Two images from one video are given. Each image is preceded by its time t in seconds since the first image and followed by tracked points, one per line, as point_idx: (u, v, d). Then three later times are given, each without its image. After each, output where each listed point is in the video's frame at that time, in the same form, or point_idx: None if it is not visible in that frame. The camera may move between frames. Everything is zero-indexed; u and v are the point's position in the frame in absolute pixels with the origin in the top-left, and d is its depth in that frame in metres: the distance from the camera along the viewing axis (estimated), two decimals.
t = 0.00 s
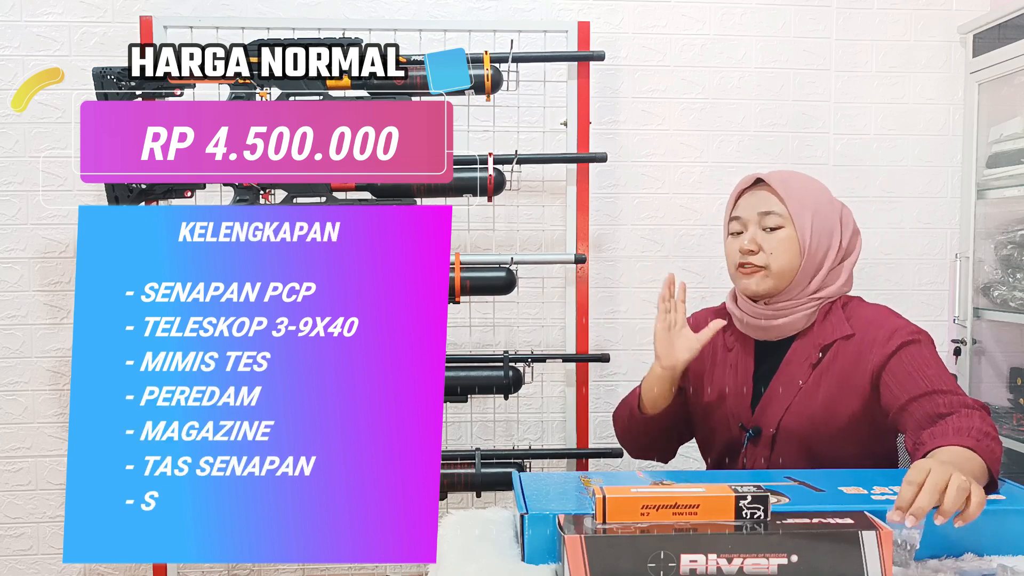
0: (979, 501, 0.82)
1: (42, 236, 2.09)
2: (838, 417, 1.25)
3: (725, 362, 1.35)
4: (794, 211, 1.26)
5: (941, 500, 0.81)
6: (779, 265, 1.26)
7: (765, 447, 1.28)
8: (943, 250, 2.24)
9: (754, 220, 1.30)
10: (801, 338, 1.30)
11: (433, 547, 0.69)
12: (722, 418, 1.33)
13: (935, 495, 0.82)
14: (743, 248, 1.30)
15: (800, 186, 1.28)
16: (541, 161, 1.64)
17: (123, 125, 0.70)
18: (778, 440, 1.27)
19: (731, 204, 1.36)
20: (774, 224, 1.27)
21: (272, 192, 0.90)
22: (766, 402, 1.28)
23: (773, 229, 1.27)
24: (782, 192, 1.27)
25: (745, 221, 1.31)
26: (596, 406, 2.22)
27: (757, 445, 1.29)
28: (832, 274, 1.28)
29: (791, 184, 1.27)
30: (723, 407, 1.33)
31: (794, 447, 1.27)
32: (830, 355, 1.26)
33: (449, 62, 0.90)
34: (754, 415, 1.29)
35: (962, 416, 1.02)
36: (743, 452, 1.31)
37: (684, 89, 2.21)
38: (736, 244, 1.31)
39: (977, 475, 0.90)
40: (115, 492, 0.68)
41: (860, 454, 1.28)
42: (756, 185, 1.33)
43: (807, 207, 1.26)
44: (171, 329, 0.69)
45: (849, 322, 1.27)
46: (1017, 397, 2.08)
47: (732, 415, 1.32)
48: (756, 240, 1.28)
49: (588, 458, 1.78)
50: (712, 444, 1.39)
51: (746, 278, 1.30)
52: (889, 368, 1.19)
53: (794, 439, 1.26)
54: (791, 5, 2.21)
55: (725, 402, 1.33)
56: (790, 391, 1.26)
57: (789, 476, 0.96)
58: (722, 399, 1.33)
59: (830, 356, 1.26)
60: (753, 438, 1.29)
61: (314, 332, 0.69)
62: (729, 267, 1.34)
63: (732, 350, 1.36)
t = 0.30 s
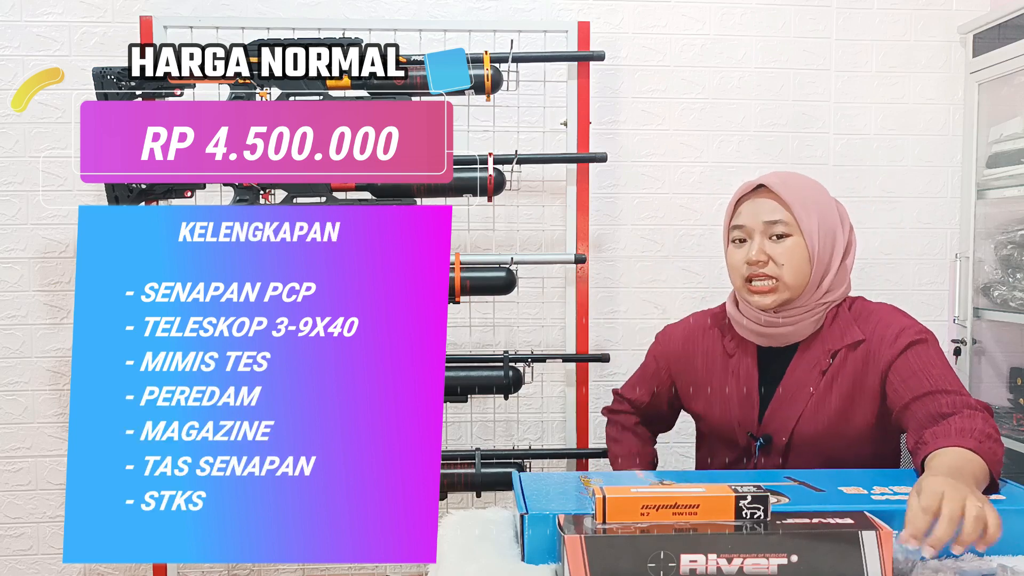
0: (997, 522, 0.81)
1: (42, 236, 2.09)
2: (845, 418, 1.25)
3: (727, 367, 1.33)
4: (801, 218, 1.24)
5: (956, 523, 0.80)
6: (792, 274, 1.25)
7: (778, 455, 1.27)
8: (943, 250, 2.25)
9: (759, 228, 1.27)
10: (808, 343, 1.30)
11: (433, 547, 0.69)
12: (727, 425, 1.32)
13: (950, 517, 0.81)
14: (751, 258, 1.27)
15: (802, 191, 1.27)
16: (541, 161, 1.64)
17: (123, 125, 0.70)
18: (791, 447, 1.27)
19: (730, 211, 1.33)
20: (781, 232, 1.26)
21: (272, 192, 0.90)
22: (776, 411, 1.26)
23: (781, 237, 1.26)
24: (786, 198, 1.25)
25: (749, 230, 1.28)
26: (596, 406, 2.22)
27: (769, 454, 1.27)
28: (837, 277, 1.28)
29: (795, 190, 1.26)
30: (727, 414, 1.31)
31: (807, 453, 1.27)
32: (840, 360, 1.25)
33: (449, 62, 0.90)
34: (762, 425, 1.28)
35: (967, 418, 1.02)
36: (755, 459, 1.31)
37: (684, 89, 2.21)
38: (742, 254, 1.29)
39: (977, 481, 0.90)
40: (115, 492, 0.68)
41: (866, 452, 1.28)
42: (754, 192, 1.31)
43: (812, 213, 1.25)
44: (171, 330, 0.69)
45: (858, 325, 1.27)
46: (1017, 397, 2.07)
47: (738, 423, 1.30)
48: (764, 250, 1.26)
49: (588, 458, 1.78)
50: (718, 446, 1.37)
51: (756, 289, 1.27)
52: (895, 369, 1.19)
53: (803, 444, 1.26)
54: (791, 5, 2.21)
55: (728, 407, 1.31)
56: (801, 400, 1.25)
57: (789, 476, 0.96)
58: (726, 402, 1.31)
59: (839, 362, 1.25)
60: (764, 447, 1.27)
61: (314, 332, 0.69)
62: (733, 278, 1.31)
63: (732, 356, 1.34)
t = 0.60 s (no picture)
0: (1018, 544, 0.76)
1: (42, 236, 2.09)
2: (846, 419, 1.25)
3: (725, 371, 1.32)
4: (798, 222, 1.22)
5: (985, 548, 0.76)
6: (791, 279, 1.23)
7: (782, 459, 1.27)
8: (943, 250, 2.25)
9: (756, 234, 1.24)
10: (808, 347, 1.29)
11: (433, 547, 0.69)
12: (726, 427, 1.30)
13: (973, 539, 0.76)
14: (749, 265, 1.24)
15: (796, 195, 1.25)
16: (541, 161, 1.64)
17: (123, 125, 0.70)
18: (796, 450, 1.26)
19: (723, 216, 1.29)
20: (778, 237, 1.23)
21: (272, 192, 0.90)
22: (780, 416, 1.26)
23: (777, 242, 1.24)
24: (782, 203, 1.23)
25: (745, 236, 1.25)
26: (596, 407, 2.22)
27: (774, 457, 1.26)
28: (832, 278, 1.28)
29: (790, 194, 1.23)
30: (728, 417, 1.30)
31: (812, 456, 1.27)
32: (841, 363, 1.25)
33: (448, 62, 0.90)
34: (766, 431, 1.27)
35: (966, 417, 1.01)
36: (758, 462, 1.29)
37: (684, 89, 2.21)
38: (739, 260, 1.25)
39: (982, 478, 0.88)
40: (115, 492, 0.68)
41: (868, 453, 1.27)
42: (747, 197, 1.27)
43: (807, 217, 1.24)
44: (171, 329, 0.69)
45: (857, 327, 1.27)
46: (1017, 397, 2.07)
47: (740, 427, 1.29)
48: (762, 255, 1.24)
49: (588, 458, 1.78)
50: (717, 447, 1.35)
51: (754, 296, 1.25)
52: (893, 369, 1.19)
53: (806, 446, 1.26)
54: (791, 5, 2.21)
55: (728, 409, 1.30)
56: (804, 406, 1.25)
57: (789, 476, 0.96)
58: (726, 404, 1.30)
59: (841, 365, 1.24)
60: (768, 453, 1.26)
61: (314, 332, 0.69)
62: (729, 285, 1.28)
63: (730, 361, 1.33)
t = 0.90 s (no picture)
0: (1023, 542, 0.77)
1: (42, 236, 2.09)
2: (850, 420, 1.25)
3: (727, 371, 1.32)
4: (798, 215, 1.24)
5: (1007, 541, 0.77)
6: (788, 269, 1.24)
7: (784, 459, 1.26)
8: (943, 250, 2.25)
9: (756, 224, 1.27)
10: (809, 346, 1.29)
11: (433, 548, 0.69)
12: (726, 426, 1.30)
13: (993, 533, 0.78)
14: (747, 253, 1.26)
15: (800, 190, 1.27)
16: (541, 161, 1.64)
17: (123, 125, 0.70)
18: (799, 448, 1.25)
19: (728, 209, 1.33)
20: (778, 227, 1.25)
21: (272, 192, 0.90)
22: (783, 416, 1.26)
23: (777, 232, 1.26)
24: (784, 193, 1.26)
25: (746, 225, 1.28)
26: (596, 407, 2.22)
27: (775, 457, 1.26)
28: (835, 279, 1.29)
29: (792, 188, 1.26)
30: (730, 416, 1.29)
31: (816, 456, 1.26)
32: (844, 362, 1.25)
33: (449, 62, 0.90)
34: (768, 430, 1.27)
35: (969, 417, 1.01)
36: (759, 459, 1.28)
37: (684, 89, 2.21)
38: (739, 249, 1.28)
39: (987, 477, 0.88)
40: (115, 492, 0.68)
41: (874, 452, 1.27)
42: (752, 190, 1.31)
43: (809, 212, 1.25)
44: (171, 329, 0.69)
45: (859, 326, 1.27)
46: (1017, 397, 2.07)
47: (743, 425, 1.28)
48: (761, 244, 1.26)
49: (588, 458, 1.78)
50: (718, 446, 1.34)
51: (751, 284, 1.26)
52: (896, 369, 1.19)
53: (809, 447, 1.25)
54: (791, 5, 2.21)
55: (729, 408, 1.30)
56: (808, 406, 1.25)
57: (789, 476, 0.96)
58: (727, 404, 1.30)
59: (844, 364, 1.24)
60: (771, 453, 1.25)
61: (314, 332, 0.69)
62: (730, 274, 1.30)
63: (732, 360, 1.33)
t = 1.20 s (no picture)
0: None
1: (42, 236, 2.09)
2: (847, 416, 1.25)
3: (730, 363, 1.33)
4: (797, 207, 1.25)
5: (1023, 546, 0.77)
6: (786, 261, 1.25)
7: (783, 449, 1.27)
8: (943, 250, 2.25)
9: (756, 216, 1.28)
10: (808, 337, 1.30)
11: (433, 548, 0.69)
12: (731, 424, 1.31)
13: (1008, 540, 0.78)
14: (747, 245, 1.28)
15: (801, 182, 1.28)
16: (541, 161, 1.64)
17: (123, 125, 0.70)
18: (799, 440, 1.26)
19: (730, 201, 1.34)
20: (777, 219, 1.27)
21: (273, 192, 0.90)
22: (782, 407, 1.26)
23: (777, 224, 1.27)
24: (784, 185, 1.27)
25: (748, 217, 1.30)
26: (596, 406, 2.22)
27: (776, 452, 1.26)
28: (835, 272, 1.29)
29: (793, 181, 1.27)
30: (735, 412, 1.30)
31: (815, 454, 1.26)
32: (843, 354, 1.25)
33: (449, 62, 0.89)
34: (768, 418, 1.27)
35: (967, 418, 1.01)
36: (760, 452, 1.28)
37: (684, 89, 2.21)
38: (740, 241, 1.30)
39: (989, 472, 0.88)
40: (115, 492, 0.68)
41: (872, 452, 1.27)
42: (754, 182, 1.32)
43: (809, 205, 1.26)
44: (171, 330, 0.69)
45: (861, 320, 1.27)
46: (1017, 397, 2.07)
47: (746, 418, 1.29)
48: (760, 236, 1.27)
49: (588, 458, 1.78)
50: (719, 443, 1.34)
51: (751, 275, 1.28)
52: (893, 366, 1.19)
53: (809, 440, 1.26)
54: (791, 5, 2.21)
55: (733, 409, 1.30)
56: (808, 395, 1.25)
57: (789, 476, 0.96)
58: (734, 401, 1.30)
59: (843, 356, 1.25)
60: (769, 440, 1.26)
61: (314, 332, 0.69)
62: (731, 265, 1.32)
63: (735, 351, 1.34)
